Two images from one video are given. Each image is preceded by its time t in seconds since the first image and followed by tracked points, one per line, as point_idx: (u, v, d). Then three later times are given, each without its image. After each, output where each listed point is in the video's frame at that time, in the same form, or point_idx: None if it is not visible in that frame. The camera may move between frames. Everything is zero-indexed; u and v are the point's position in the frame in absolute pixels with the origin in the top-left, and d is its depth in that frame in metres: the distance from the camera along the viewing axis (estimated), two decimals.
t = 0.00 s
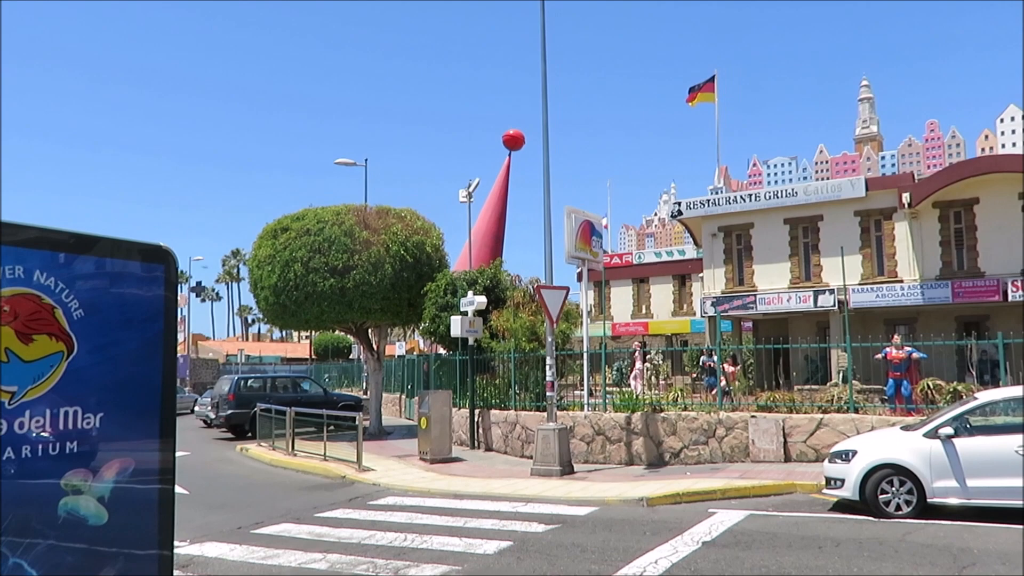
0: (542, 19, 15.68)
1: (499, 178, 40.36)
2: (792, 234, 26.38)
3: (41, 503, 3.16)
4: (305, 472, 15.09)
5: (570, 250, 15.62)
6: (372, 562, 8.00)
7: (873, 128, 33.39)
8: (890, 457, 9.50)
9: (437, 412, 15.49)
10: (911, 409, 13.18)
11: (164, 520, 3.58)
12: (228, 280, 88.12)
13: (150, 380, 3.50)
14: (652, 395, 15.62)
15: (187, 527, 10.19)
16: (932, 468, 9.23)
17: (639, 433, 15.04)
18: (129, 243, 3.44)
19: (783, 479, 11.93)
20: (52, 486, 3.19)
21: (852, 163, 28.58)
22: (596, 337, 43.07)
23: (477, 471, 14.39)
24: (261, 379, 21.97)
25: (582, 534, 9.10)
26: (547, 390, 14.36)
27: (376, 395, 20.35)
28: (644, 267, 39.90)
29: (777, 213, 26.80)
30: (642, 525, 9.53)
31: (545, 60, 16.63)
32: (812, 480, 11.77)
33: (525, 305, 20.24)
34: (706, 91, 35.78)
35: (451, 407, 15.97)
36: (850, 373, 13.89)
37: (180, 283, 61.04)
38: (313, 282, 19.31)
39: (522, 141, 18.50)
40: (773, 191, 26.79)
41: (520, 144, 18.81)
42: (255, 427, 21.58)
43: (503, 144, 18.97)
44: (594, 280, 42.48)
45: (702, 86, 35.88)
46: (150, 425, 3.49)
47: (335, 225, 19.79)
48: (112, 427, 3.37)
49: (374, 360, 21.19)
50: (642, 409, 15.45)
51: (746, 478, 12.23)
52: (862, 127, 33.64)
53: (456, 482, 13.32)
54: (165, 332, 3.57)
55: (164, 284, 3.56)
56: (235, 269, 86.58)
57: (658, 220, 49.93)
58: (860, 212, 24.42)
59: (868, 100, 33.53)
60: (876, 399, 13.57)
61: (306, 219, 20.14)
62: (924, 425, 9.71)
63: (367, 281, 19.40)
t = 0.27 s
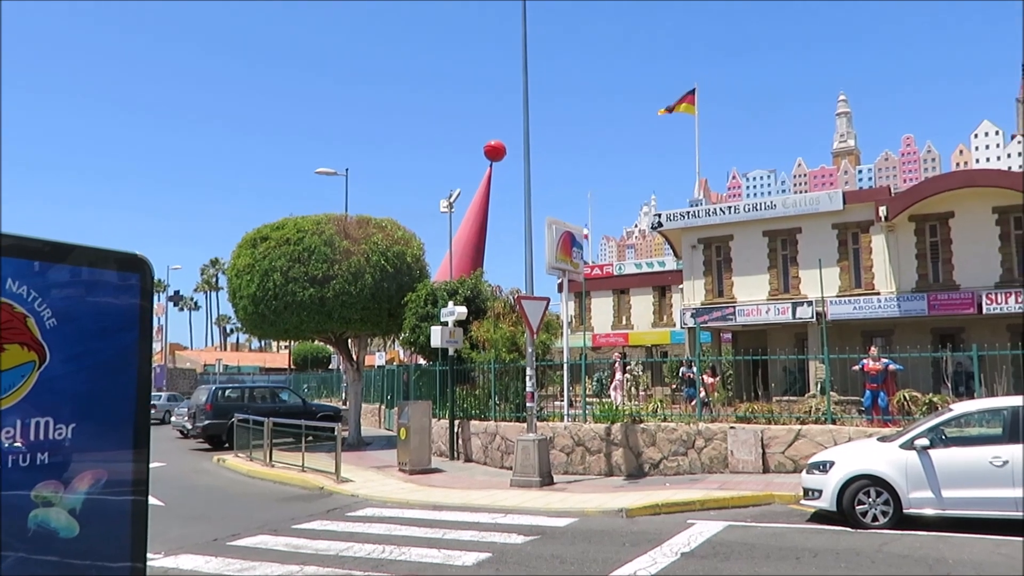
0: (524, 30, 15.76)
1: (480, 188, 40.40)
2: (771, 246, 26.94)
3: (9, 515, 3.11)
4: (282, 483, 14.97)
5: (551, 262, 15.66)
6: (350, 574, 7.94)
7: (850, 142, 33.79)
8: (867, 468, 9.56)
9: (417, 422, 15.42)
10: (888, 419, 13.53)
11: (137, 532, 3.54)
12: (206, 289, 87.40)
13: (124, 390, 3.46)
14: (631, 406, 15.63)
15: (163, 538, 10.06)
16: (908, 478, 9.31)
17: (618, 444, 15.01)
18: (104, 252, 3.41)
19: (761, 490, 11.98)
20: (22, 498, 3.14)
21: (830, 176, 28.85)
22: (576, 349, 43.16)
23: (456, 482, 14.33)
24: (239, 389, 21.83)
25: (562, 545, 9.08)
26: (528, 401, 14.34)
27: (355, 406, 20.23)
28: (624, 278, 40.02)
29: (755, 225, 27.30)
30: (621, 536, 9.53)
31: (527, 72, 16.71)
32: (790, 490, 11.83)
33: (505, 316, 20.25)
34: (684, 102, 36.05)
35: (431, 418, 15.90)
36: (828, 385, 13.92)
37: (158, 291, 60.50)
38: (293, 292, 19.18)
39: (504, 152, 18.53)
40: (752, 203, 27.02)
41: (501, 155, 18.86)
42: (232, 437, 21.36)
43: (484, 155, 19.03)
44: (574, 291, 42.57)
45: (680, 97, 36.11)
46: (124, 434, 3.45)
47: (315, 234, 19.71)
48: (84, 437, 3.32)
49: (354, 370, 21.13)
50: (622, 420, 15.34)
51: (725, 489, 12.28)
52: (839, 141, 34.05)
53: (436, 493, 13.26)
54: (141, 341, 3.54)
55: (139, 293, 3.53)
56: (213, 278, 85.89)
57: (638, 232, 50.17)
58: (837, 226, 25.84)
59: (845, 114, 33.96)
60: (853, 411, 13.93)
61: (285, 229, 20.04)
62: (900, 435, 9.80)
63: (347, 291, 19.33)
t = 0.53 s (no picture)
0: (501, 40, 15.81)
1: (457, 196, 40.39)
2: (746, 257, 27.16)
3: None
4: (255, 493, 14.82)
5: (527, 271, 15.66)
6: None
7: (824, 155, 34.16)
8: (840, 478, 9.62)
9: (392, 432, 15.31)
10: (860, 429, 13.69)
11: (106, 543, 3.48)
12: (179, 296, 86.50)
13: (94, 399, 3.40)
14: (607, 415, 15.63)
15: (132, 549, 9.91)
16: (880, 488, 9.40)
17: (593, 454, 14.95)
18: (75, 258, 3.37)
19: (735, 500, 12.04)
20: None
21: (803, 188, 29.10)
22: (552, 357, 43.22)
23: (431, 492, 14.26)
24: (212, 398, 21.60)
25: (536, 555, 9.07)
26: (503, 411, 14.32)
27: (329, 415, 20.07)
28: (600, 287, 40.15)
29: (731, 236, 27.47)
30: (596, 546, 9.53)
31: (504, 81, 16.74)
32: (764, 500, 11.90)
33: (481, 325, 20.23)
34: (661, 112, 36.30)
35: (406, 427, 15.80)
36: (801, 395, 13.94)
37: (130, 298, 59.83)
38: (267, 299, 19.01)
39: (481, 161, 18.55)
40: (727, 214, 27.24)
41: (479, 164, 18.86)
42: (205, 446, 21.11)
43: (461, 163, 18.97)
44: (550, 300, 42.62)
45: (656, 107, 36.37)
46: (93, 443, 3.39)
47: (291, 241, 19.59)
48: (52, 447, 3.26)
49: (328, 379, 21.00)
50: (597, 429, 15.33)
51: (700, 498, 12.33)
52: (813, 153, 34.43)
53: (410, 503, 13.20)
54: (112, 349, 3.49)
55: (110, 300, 3.49)
56: (187, 285, 85.05)
57: (615, 241, 50.38)
58: (811, 237, 26.07)
59: (819, 127, 34.35)
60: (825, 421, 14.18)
61: (260, 236, 19.90)
62: (872, 445, 9.90)
63: (322, 299, 19.21)
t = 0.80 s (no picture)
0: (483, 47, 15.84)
1: (439, 205, 40.35)
2: (725, 266, 27.36)
3: None
4: (232, 502, 14.68)
5: (508, 279, 15.67)
6: None
7: (802, 166, 34.49)
8: (818, 486, 9.68)
9: (371, 440, 15.23)
10: (837, 438, 13.73)
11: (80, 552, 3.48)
12: (157, 303, 85.68)
13: (70, 407, 3.36)
14: (587, 424, 15.64)
15: (106, 559, 9.78)
16: (857, 496, 9.47)
17: (574, 462, 14.99)
18: (52, 265, 3.35)
19: (714, 508, 12.08)
20: None
21: (782, 199, 29.31)
22: (533, 366, 43.22)
23: (410, 501, 14.19)
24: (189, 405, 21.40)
25: (516, 564, 9.05)
26: (484, 419, 14.29)
27: (308, 423, 19.92)
28: (581, 295, 40.22)
29: (711, 245, 27.67)
30: (576, 555, 9.53)
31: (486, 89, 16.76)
32: (743, 508, 11.95)
33: (462, 333, 20.20)
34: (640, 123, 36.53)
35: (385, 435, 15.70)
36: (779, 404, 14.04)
37: (107, 305, 59.20)
38: (246, 306, 18.86)
39: (463, 169, 18.54)
40: (707, 224, 27.43)
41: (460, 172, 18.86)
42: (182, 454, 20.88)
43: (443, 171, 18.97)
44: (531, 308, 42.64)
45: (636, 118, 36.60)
46: (69, 451, 3.36)
47: (270, 248, 19.49)
48: (27, 455, 3.23)
49: (308, 387, 20.87)
50: (578, 438, 15.37)
51: (679, 507, 12.36)
52: (792, 164, 34.75)
53: (389, 511, 13.13)
54: (88, 357, 3.45)
55: (87, 307, 3.46)
56: (165, 292, 84.29)
57: (596, 250, 50.52)
58: (790, 247, 26.43)
59: (797, 138, 34.68)
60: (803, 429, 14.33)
61: (240, 242, 19.78)
62: (849, 453, 9.98)
63: (302, 306, 19.11)
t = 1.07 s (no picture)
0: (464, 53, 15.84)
1: (419, 210, 40.28)
2: (704, 273, 27.53)
3: None
4: (208, 509, 14.55)
5: (489, 285, 15.66)
6: None
7: (780, 173, 34.79)
8: (795, 492, 9.74)
9: (350, 446, 15.15)
10: (814, 444, 13.87)
11: (51, 560, 3.45)
12: (133, 307, 84.82)
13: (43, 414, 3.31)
14: (566, 431, 15.65)
15: (79, 567, 9.66)
16: (834, 502, 9.54)
17: (553, 468, 14.97)
18: (26, 269, 3.31)
19: (692, 514, 12.12)
20: None
21: (761, 207, 29.54)
22: (513, 372, 43.22)
23: (389, 507, 14.12)
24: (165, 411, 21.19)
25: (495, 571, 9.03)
26: (463, 425, 14.26)
27: (286, 429, 19.80)
28: (561, 301, 40.28)
29: (690, 252, 27.80)
30: (555, 561, 9.53)
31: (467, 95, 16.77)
32: (721, 514, 12.01)
33: (442, 339, 20.19)
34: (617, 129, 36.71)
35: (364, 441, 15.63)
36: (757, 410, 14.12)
37: (82, 309, 58.54)
38: (223, 311, 18.71)
39: (443, 175, 18.53)
40: (686, 230, 27.60)
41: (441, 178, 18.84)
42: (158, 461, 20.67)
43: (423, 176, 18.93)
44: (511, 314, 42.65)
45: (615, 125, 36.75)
46: (42, 458, 3.31)
47: (249, 253, 19.38)
48: None
49: (286, 393, 20.72)
50: (557, 443, 15.36)
51: (658, 513, 12.39)
52: (770, 172, 35.04)
53: (367, 518, 13.07)
54: (62, 363, 3.41)
55: (61, 311, 3.42)
56: (142, 296, 83.48)
57: (576, 256, 50.64)
58: (769, 254, 26.51)
59: (776, 146, 34.99)
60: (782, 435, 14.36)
61: (217, 247, 19.64)
62: (827, 459, 10.04)
63: (280, 311, 18.99)
